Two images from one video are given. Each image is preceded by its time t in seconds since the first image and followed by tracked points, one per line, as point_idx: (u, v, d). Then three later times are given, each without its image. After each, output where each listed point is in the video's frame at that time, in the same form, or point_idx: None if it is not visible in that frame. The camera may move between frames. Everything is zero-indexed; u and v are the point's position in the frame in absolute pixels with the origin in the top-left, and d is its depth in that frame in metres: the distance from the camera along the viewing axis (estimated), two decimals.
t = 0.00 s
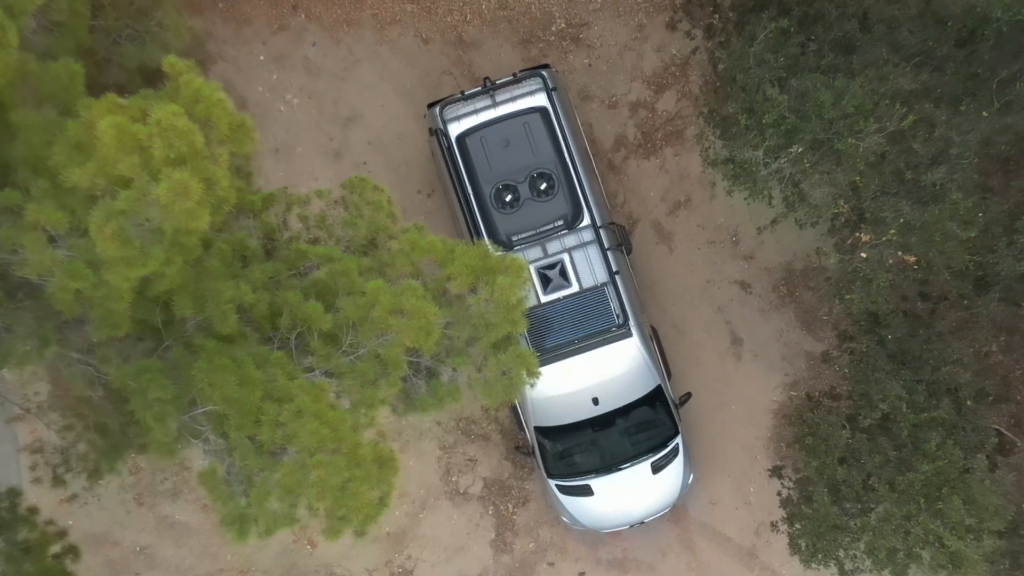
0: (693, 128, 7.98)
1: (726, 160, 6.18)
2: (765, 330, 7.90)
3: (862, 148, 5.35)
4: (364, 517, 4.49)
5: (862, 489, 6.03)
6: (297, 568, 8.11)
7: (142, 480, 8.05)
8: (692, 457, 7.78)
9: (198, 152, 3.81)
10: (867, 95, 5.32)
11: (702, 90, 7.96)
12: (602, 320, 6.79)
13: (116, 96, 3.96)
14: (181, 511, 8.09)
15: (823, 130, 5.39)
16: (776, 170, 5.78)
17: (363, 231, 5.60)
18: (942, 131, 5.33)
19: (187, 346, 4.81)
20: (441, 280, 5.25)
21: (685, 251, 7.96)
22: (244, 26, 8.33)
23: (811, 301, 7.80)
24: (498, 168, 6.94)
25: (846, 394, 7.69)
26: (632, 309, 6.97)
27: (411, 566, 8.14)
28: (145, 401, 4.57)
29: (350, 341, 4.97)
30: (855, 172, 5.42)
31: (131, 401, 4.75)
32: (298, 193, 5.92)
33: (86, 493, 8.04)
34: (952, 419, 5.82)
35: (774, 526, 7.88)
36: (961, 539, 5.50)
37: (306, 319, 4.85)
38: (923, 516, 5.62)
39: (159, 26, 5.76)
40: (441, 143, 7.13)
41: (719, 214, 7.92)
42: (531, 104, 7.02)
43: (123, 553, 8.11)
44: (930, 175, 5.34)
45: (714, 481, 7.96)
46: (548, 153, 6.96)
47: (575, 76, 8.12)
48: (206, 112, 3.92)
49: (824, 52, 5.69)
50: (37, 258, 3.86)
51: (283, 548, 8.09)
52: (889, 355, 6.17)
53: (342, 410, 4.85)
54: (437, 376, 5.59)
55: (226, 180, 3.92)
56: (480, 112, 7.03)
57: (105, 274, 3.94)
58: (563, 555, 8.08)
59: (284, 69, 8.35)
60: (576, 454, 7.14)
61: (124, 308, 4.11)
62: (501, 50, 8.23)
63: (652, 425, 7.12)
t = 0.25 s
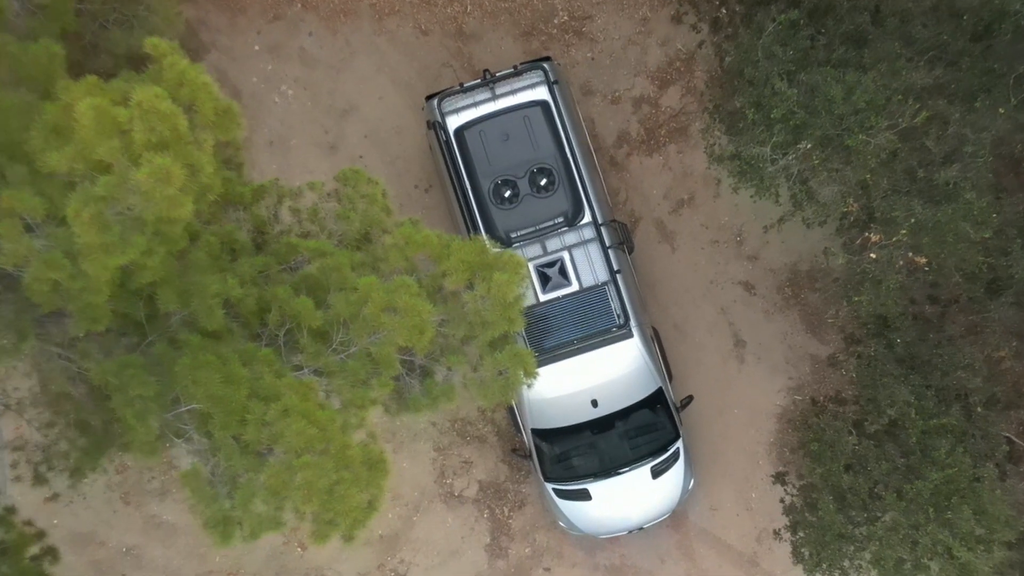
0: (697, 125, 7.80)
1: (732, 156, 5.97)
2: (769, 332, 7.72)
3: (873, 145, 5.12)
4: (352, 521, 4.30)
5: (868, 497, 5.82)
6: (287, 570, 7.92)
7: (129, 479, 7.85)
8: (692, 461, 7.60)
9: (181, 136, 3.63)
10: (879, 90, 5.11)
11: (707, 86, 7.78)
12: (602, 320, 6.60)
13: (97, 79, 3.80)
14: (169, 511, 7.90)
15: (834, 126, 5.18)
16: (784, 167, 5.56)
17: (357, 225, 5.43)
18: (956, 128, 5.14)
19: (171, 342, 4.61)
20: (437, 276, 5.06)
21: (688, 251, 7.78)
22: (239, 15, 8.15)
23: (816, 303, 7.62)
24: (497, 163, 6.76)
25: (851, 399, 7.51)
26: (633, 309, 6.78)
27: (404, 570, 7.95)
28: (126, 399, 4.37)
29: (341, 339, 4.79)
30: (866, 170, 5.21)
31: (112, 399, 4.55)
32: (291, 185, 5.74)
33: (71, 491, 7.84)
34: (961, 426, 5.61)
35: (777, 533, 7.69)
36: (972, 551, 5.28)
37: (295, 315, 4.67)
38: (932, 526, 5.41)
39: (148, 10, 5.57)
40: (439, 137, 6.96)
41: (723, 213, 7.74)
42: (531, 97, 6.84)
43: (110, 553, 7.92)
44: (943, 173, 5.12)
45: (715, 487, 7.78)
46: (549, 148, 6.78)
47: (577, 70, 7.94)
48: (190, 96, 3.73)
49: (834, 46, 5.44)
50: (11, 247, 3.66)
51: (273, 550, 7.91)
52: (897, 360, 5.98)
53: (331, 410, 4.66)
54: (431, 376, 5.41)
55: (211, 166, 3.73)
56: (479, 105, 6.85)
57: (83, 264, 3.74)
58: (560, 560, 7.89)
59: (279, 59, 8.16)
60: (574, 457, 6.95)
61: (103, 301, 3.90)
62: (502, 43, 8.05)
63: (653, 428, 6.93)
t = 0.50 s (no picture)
0: (701, 123, 7.66)
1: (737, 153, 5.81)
2: (771, 334, 7.57)
3: (881, 144, 4.97)
4: (340, 524, 4.16)
5: (873, 504, 5.68)
6: (278, 571, 7.78)
7: (119, 476, 7.70)
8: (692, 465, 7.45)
9: (165, 120, 3.52)
10: (889, 86, 4.96)
11: (711, 83, 7.64)
12: (601, 320, 6.46)
13: (79, 60, 3.65)
14: (159, 510, 7.76)
15: (842, 123, 5.03)
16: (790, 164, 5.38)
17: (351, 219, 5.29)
18: (967, 127, 5.00)
19: (156, 336, 4.46)
20: (432, 272, 4.92)
21: (690, 251, 7.64)
22: (236, 6, 8.01)
23: (819, 306, 7.48)
24: (496, 158, 6.62)
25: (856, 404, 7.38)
26: (633, 309, 6.64)
27: (397, 572, 7.81)
28: (108, 395, 4.23)
29: (332, 336, 4.64)
30: (874, 168, 5.07)
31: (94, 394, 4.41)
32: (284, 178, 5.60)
33: (59, 488, 7.70)
34: (969, 433, 5.47)
35: (778, 540, 7.55)
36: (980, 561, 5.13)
37: (286, 310, 4.53)
38: (938, 535, 5.26)
39: None
40: (438, 131, 6.81)
41: (726, 212, 7.59)
42: (532, 92, 6.69)
43: (98, 552, 7.77)
44: (954, 173, 4.97)
45: (715, 491, 7.63)
46: (549, 144, 6.64)
47: (580, 65, 7.79)
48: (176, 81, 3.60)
49: (843, 42, 5.29)
50: None
51: (264, 550, 7.76)
52: (904, 364, 5.86)
53: (321, 409, 4.52)
54: (426, 375, 5.27)
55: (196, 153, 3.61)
56: (479, 99, 6.70)
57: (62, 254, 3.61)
58: (556, 564, 7.75)
59: (277, 51, 8.02)
60: (572, 459, 6.81)
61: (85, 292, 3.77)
62: (503, 37, 7.91)
63: (652, 431, 6.79)
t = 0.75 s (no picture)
0: (704, 120, 7.52)
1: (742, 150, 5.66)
2: (774, 336, 7.43)
3: (891, 140, 4.82)
4: (328, 527, 4.02)
5: (878, 511, 5.54)
6: (269, 572, 7.63)
7: (108, 473, 7.56)
8: (692, 469, 7.31)
9: (146, 103, 3.43)
10: (900, 80, 4.82)
11: (715, 80, 7.50)
12: (601, 319, 6.32)
13: (59, 40, 3.51)
14: (149, 508, 7.61)
15: (851, 118, 4.90)
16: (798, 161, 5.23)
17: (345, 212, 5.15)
18: (981, 123, 4.85)
19: (140, 330, 4.31)
20: (427, 268, 4.78)
21: (692, 250, 7.49)
22: None
23: (823, 308, 7.34)
24: (496, 153, 6.48)
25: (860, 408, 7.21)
26: (634, 309, 6.50)
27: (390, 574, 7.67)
28: (90, 390, 4.08)
29: (323, 332, 4.50)
30: (883, 166, 4.93)
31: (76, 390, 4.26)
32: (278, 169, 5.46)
33: (48, 485, 7.55)
34: (977, 440, 5.31)
35: (780, 547, 7.39)
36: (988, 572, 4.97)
37: (275, 305, 4.39)
38: (945, 545, 5.12)
39: None
40: (436, 125, 6.67)
41: (729, 211, 7.45)
42: (533, 86, 6.55)
43: (86, 550, 7.62)
44: (966, 171, 4.83)
45: (715, 496, 7.49)
46: (550, 139, 6.50)
47: (582, 60, 7.65)
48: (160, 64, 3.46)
49: (853, 36, 5.15)
50: None
51: (255, 550, 7.62)
52: (911, 368, 5.71)
53: (311, 408, 4.38)
54: (420, 374, 5.13)
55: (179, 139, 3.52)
56: (479, 92, 6.56)
57: (39, 242, 3.46)
58: (552, 568, 7.61)
59: (274, 43, 7.88)
60: (569, 461, 6.67)
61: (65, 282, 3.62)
62: (504, 31, 7.77)
63: (651, 434, 6.65)
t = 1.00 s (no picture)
0: (708, 118, 7.37)
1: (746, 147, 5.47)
2: (777, 339, 7.28)
3: (902, 138, 4.67)
4: (313, 531, 3.87)
5: (883, 520, 5.40)
6: (259, 573, 7.48)
7: (96, 470, 7.40)
8: (692, 473, 7.16)
9: (124, 85, 3.45)
10: (911, 76, 4.68)
11: (720, 77, 7.35)
12: (600, 319, 6.17)
13: (35, 20, 3.37)
14: (138, 506, 7.46)
15: (860, 114, 4.75)
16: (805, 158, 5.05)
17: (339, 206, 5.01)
18: (994, 121, 4.69)
19: (123, 325, 4.16)
20: (421, 264, 4.64)
21: (694, 250, 7.35)
22: None
23: (827, 310, 7.19)
24: (494, 148, 6.33)
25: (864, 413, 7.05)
26: (634, 309, 6.35)
27: None
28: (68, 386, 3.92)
29: (313, 328, 4.36)
30: (893, 164, 4.78)
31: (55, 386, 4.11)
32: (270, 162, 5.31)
33: (34, 482, 7.39)
34: (986, 448, 5.12)
35: (781, 555, 7.24)
36: None
37: (264, 299, 4.25)
38: (953, 555, 4.95)
39: None
40: (434, 118, 6.52)
41: (732, 211, 7.31)
42: (534, 79, 6.41)
43: (73, 548, 7.47)
44: (979, 171, 4.67)
45: (715, 501, 7.34)
46: (550, 134, 6.35)
47: (584, 55, 7.50)
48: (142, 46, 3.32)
49: (863, 30, 4.99)
50: None
51: (246, 551, 7.46)
52: (918, 372, 5.57)
53: (299, 407, 4.24)
54: (413, 373, 4.99)
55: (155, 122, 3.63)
56: (478, 85, 6.40)
57: (12, 231, 3.29)
58: (547, 572, 7.47)
59: (270, 34, 7.73)
60: (566, 464, 6.52)
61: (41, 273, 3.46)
62: (505, 24, 7.62)
63: (651, 437, 6.50)
